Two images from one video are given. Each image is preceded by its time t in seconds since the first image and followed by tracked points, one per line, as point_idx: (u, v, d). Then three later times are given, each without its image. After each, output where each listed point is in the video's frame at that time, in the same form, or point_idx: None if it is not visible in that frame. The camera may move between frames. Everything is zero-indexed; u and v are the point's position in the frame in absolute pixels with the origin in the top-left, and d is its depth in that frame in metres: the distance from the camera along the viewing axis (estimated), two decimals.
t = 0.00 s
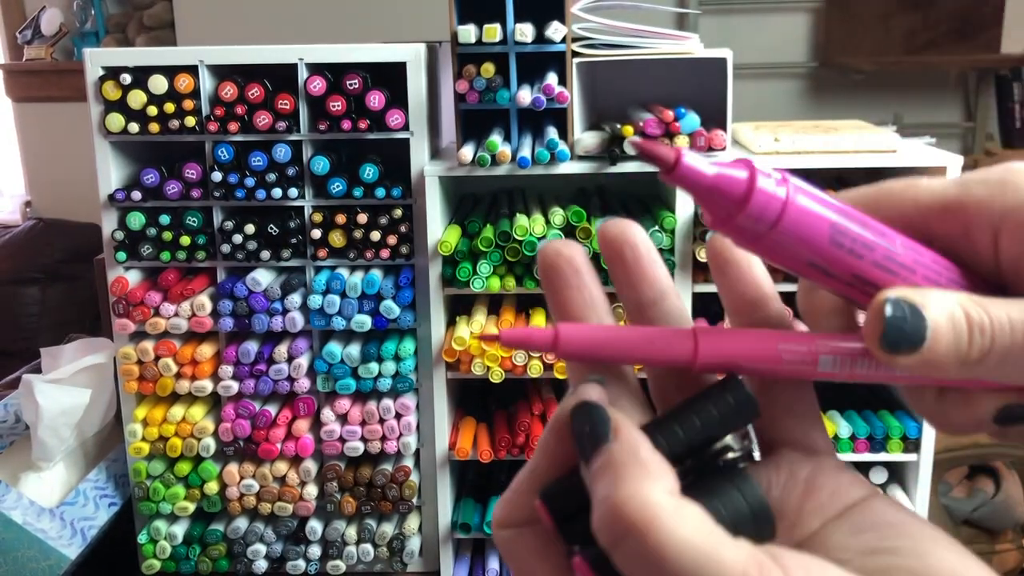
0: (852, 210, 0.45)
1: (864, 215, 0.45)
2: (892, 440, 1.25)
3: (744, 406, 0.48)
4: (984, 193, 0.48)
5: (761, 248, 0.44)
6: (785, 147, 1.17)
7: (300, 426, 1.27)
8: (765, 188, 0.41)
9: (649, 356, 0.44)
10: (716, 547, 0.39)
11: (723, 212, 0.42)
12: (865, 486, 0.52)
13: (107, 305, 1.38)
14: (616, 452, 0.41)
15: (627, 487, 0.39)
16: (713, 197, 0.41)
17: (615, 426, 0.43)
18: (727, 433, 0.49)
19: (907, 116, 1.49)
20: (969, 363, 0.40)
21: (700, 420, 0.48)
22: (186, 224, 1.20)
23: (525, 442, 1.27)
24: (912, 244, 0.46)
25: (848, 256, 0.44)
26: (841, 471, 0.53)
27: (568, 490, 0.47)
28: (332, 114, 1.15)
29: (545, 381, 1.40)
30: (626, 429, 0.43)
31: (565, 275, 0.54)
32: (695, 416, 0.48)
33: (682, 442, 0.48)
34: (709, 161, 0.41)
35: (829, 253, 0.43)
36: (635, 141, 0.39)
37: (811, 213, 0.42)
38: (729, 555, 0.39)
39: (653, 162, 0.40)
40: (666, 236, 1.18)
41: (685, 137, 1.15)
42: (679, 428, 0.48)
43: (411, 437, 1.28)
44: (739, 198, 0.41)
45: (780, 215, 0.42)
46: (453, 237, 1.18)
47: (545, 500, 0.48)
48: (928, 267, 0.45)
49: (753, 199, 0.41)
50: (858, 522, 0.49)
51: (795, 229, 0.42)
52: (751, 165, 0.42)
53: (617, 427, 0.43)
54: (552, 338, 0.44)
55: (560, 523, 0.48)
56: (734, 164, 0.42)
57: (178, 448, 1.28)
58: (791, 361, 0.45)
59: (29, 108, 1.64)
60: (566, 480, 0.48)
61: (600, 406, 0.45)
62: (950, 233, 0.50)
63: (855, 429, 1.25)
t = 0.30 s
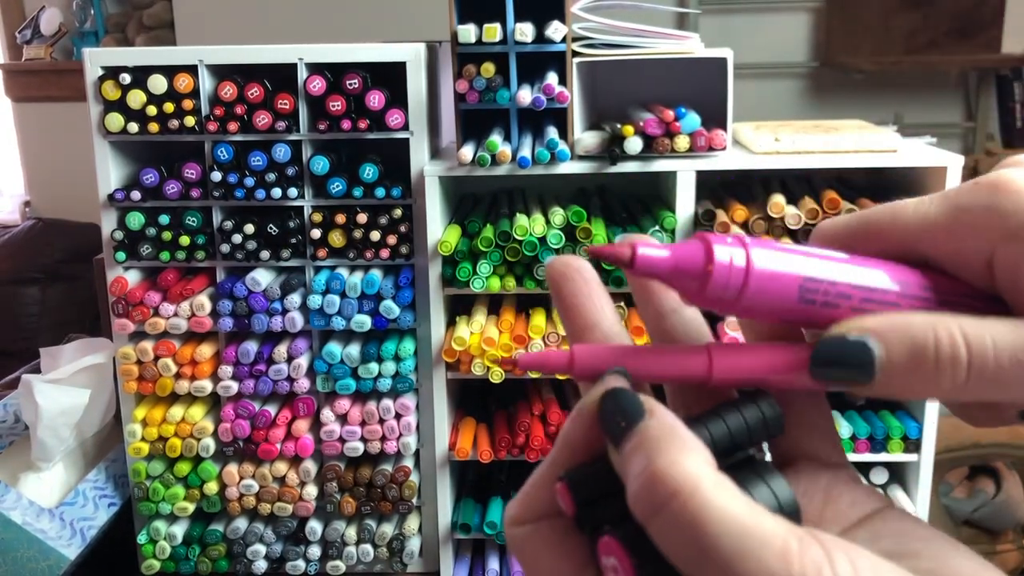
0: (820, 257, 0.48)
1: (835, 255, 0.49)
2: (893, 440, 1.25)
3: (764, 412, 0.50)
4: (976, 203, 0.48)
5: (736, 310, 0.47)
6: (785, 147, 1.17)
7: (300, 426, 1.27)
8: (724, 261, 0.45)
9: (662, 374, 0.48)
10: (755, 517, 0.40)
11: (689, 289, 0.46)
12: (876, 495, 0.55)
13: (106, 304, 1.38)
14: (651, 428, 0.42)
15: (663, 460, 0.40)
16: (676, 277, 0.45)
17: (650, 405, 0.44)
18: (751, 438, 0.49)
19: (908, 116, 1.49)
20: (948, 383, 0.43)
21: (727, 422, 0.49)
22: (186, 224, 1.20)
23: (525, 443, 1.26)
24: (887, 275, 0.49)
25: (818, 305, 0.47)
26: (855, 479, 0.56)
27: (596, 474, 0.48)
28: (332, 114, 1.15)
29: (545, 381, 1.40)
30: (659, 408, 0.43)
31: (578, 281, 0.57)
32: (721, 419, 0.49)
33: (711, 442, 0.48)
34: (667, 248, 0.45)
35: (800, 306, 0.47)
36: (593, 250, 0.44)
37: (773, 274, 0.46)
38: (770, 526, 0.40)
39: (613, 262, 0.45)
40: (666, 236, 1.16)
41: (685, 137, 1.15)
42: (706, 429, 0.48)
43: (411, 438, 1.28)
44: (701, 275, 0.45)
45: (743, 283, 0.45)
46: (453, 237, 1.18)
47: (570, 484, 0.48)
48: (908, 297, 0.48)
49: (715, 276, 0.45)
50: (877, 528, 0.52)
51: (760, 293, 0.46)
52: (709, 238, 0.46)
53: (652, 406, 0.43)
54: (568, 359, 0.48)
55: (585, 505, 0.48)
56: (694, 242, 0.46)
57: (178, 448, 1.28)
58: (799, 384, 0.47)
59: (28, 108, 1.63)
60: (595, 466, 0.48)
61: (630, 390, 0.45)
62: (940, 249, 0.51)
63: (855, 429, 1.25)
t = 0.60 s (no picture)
0: (805, 271, 0.46)
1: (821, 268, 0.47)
2: (893, 440, 1.25)
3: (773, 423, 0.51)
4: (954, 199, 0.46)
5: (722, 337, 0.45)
6: (785, 147, 1.17)
7: (300, 426, 1.27)
8: (704, 287, 0.43)
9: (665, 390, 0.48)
10: (773, 527, 0.39)
11: (672, 319, 0.43)
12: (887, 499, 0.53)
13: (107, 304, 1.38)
14: (674, 439, 0.42)
15: (686, 466, 0.40)
16: (657, 307, 0.43)
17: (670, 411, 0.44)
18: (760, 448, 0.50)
19: (907, 116, 1.49)
20: (953, 398, 0.41)
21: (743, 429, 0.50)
22: (186, 224, 1.20)
23: (525, 443, 1.27)
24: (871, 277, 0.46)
25: (812, 322, 0.45)
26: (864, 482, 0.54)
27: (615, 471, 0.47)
28: (332, 114, 1.15)
29: (545, 380, 1.40)
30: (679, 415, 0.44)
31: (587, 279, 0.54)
32: (738, 426, 0.50)
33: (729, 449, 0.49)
34: (643, 280, 0.43)
35: (786, 325, 0.45)
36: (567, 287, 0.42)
37: (757, 296, 0.44)
38: (787, 538, 0.40)
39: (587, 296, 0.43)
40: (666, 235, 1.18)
41: (685, 137, 1.15)
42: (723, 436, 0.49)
43: (411, 438, 1.28)
44: (682, 304, 0.43)
45: (728, 308, 0.43)
46: (453, 237, 1.18)
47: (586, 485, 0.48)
48: (899, 301, 0.46)
49: (697, 304, 0.43)
50: (886, 535, 0.51)
51: (747, 315, 0.44)
52: (685, 264, 0.44)
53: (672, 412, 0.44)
54: (583, 363, 0.47)
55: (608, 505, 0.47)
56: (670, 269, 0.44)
57: (178, 448, 1.28)
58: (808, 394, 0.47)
59: (28, 108, 1.64)
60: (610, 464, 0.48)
61: (650, 393, 0.46)
62: (923, 246, 0.48)
63: (855, 429, 1.25)
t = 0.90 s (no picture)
0: (864, 244, 0.44)
1: (879, 238, 0.45)
2: (896, 442, 1.23)
3: (782, 468, 0.43)
4: (1015, 183, 0.43)
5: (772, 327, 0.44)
6: (789, 146, 1.16)
7: (298, 428, 1.26)
8: (740, 273, 0.42)
9: (736, 387, 0.45)
10: None
11: (708, 312, 0.43)
12: (893, 481, 0.50)
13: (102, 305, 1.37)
14: (583, 547, 0.37)
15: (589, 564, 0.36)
16: (687, 299, 0.43)
17: (607, 497, 0.38)
18: (751, 493, 0.43)
19: (910, 114, 1.48)
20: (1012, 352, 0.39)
21: (732, 460, 0.43)
22: (182, 223, 1.19)
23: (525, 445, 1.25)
24: (929, 244, 0.44)
25: (870, 310, 0.43)
26: (867, 460, 0.51)
27: (517, 519, 0.42)
28: (330, 112, 1.14)
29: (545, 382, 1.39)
30: (612, 514, 0.37)
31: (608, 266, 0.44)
32: (728, 452, 0.44)
33: (704, 480, 0.43)
34: (669, 272, 0.43)
35: (842, 314, 0.43)
36: (582, 293, 0.43)
37: (804, 274, 0.43)
38: None
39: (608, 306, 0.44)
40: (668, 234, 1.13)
41: (687, 135, 1.14)
42: (706, 461, 0.44)
43: (410, 440, 1.26)
44: (715, 293, 0.43)
45: (771, 290, 0.42)
46: (453, 237, 1.17)
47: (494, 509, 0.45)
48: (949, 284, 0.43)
49: (735, 293, 0.42)
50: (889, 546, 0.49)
51: (795, 300, 0.43)
52: (717, 251, 0.44)
53: (606, 503, 0.37)
54: (650, 372, 0.45)
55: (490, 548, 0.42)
56: (702, 259, 0.44)
57: (174, 450, 1.27)
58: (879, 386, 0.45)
59: (24, 107, 1.62)
60: (520, 505, 0.43)
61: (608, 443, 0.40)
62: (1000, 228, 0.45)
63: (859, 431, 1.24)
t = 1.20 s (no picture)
0: (872, 230, 0.44)
1: (887, 225, 0.44)
2: (897, 441, 1.23)
3: (791, 460, 0.42)
4: None
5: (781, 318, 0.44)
6: (789, 146, 1.16)
7: (297, 428, 1.26)
8: (746, 262, 0.42)
9: (744, 377, 0.45)
10: None
11: (713, 302, 0.43)
12: (900, 473, 0.50)
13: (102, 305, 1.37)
14: (587, 542, 0.37)
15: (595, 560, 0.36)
16: (691, 289, 0.43)
17: (613, 490, 0.37)
18: (760, 486, 0.43)
19: (911, 114, 1.48)
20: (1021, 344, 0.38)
21: (740, 453, 0.43)
22: (182, 223, 1.19)
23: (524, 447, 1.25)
24: (938, 230, 0.44)
25: (879, 300, 0.43)
26: (874, 453, 0.50)
27: (518, 512, 0.42)
28: (330, 112, 1.14)
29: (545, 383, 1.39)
30: (616, 510, 0.37)
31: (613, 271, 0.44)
32: (735, 445, 0.43)
33: (710, 472, 0.43)
34: (673, 262, 0.43)
35: (851, 303, 0.43)
36: (582, 283, 0.43)
37: (812, 262, 0.42)
38: None
39: (611, 294, 0.44)
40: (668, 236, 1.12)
41: (687, 135, 1.14)
42: (712, 454, 0.43)
43: (411, 440, 1.26)
44: (720, 282, 0.43)
45: (778, 278, 0.42)
46: (452, 237, 1.17)
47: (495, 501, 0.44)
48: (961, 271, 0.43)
49: (741, 283, 0.42)
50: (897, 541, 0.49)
51: (803, 289, 0.42)
52: (723, 239, 0.43)
53: (611, 497, 0.37)
54: (656, 364, 0.45)
55: (490, 541, 0.42)
56: (706, 248, 0.44)
57: (174, 450, 1.27)
58: (888, 376, 0.45)
59: (25, 107, 1.62)
60: (523, 499, 0.43)
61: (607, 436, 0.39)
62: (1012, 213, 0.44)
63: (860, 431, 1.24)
